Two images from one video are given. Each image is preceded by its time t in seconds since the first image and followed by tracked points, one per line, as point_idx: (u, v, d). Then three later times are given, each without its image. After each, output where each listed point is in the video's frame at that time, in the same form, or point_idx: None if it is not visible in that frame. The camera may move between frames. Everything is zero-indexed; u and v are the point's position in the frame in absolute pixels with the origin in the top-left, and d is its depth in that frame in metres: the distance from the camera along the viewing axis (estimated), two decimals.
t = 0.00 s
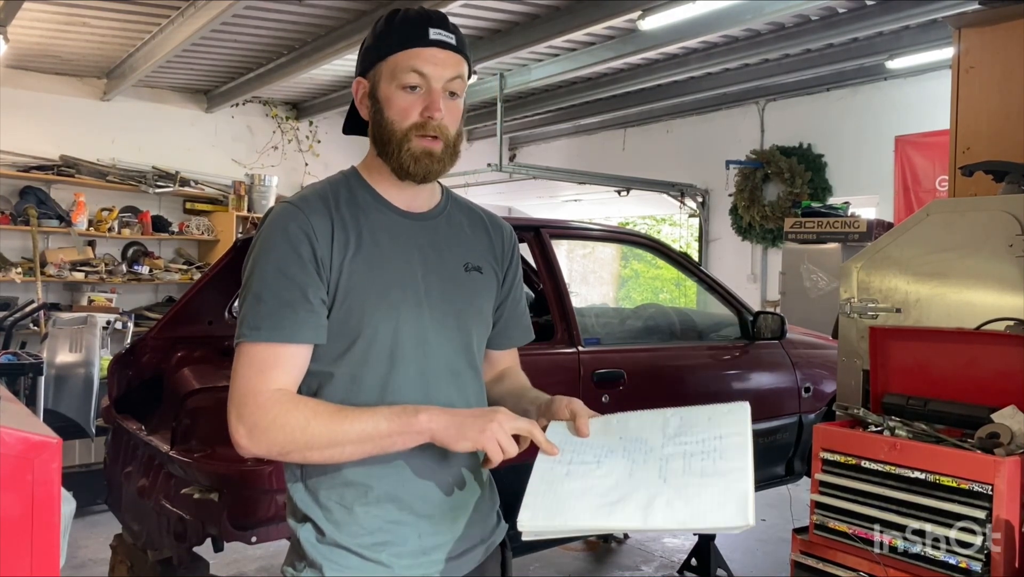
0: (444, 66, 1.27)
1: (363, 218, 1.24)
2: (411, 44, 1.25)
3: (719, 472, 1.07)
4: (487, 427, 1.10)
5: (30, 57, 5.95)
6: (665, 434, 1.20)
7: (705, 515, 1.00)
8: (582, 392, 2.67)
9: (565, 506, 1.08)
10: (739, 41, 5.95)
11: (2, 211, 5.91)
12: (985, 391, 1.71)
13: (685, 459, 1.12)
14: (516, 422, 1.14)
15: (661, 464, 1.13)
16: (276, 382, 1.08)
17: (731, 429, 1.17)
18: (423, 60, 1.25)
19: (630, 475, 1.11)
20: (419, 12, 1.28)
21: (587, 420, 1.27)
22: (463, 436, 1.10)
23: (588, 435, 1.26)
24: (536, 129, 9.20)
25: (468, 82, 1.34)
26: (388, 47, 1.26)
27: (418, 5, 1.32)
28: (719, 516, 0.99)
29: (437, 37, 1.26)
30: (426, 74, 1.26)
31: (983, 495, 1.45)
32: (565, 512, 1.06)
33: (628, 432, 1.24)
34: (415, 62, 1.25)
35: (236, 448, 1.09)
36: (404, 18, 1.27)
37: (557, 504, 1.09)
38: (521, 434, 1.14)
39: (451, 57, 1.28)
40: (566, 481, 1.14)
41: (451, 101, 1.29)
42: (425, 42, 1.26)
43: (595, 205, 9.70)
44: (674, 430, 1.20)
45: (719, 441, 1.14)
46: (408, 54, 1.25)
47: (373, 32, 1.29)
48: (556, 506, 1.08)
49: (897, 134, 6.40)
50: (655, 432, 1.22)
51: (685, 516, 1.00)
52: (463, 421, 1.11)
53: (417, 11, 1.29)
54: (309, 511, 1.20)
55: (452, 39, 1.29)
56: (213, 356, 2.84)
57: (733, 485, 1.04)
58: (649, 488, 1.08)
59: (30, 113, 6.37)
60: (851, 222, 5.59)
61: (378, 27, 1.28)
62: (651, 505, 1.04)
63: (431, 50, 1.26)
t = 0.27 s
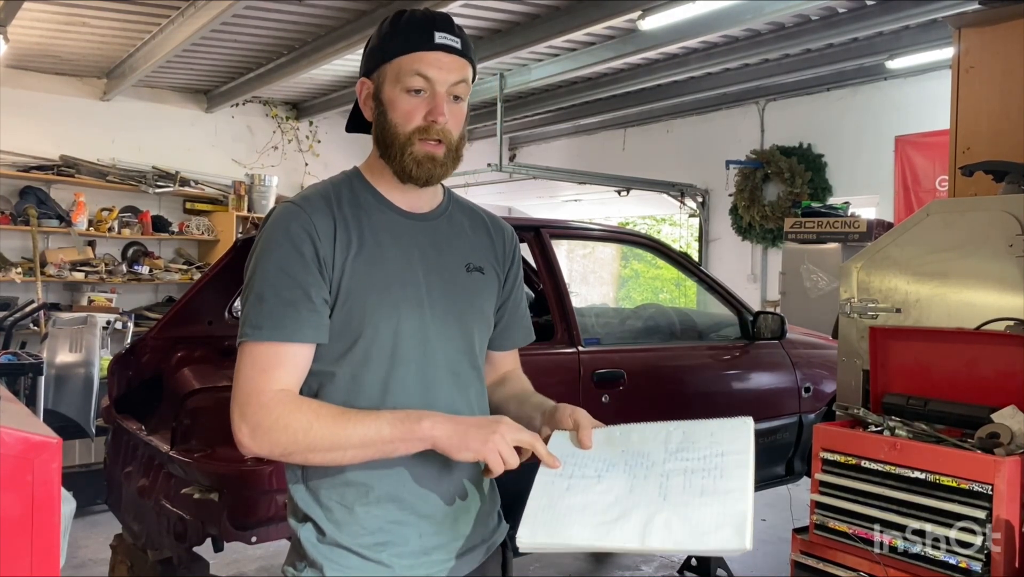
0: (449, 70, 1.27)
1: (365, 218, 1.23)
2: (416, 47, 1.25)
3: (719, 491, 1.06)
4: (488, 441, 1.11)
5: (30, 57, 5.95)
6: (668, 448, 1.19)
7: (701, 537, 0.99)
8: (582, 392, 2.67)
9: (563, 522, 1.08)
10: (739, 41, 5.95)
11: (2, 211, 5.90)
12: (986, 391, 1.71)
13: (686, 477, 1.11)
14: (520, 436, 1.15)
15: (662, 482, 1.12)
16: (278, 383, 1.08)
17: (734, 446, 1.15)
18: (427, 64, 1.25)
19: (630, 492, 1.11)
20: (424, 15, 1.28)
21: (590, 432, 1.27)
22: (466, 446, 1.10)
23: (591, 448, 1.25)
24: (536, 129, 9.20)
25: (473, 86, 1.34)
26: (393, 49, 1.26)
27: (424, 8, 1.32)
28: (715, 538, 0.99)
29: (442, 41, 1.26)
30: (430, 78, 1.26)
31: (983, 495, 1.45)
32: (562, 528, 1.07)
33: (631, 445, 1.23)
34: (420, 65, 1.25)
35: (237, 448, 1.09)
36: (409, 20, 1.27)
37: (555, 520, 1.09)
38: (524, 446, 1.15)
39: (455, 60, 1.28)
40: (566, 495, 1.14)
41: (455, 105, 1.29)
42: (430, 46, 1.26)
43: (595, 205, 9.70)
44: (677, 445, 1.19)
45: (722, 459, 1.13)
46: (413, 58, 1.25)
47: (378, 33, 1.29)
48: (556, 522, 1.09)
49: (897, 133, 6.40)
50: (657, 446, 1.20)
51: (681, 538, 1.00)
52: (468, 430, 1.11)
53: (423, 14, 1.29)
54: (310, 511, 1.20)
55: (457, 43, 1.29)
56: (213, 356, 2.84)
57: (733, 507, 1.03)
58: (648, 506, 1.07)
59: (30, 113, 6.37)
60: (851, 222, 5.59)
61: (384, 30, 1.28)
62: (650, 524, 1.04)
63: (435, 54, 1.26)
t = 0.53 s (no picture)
0: (450, 68, 1.27)
1: (366, 218, 1.23)
2: (417, 45, 1.26)
3: (721, 503, 1.06)
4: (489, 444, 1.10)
5: (30, 57, 5.96)
6: (672, 456, 1.19)
7: (704, 548, 1.00)
8: (582, 391, 2.67)
9: (565, 527, 1.08)
10: (739, 41, 5.96)
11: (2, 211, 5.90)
12: (985, 392, 1.71)
13: (689, 487, 1.11)
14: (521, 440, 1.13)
15: (664, 490, 1.12)
16: (281, 383, 1.08)
17: (738, 458, 1.15)
18: (428, 62, 1.25)
19: (633, 499, 1.11)
20: (425, 14, 1.28)
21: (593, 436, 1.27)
22: (467, 449, 1.10)
23: (594, 452, 1.25)
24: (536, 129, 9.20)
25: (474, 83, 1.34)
26: (394, 48, 1.26)
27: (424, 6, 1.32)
28: (717, 552, 0.99)
29: (443, 39, 1.26)
30: (432, 75, 1.26)
31: (983, 495, 1.45)
32: (564, 533, 1.07)
33: (634, 451, 1.23)
34: (421, 63, 1.25)
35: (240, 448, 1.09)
36: (411, 18, 1.27)
37: (557, 524, 1.09)
38: (525, 449, 1.14)
39: (457, 59, 1.28)
40: (568, 499, 1.14)
41: (456, 102, 1.29)
42: (431, 44, 1.26)
43: (595, 205, 9.70)
44: (681, 453, 1.19)
45: (725, 471, 1.12)
46: (414, 56, 1.25)
47: (379, 32, 1.29)
48: (557, 529, 1.08)
49: (897, 134, 6.40)
50: (661, 452, 1.20)
51: (683, 548, 1.00)
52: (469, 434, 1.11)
53: (424, 12, 1.29)
54: (311, 511, 1.20)
55: (458, 41, 1.29)
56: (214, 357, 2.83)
57: (735, 520, 1.03)
58: (650, 516, 1.07)
59: (30, 113, 6.37)
60: (851, 222, 5.59)
61: (384, 28, 1.28)
62: (652, 533, 1.04)
63: (437, 51, 1.26)
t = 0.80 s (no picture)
0: (451, 69, 1.27)
1: (367, 218, 1.24)
2: (418, 46, 1.26)
3: (725, 486, 1.06)
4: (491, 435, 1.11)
5: (30, 57, 5.96)
6: (674, 446, 1.19)
7: (708, 529, 0.99)
8: (582, 391, 2.67)
9: (569, 515, 1.08)
10: (739, 41, 5.96)
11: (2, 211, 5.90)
12: (985, 391, 1.71)
13: (692, 472, 1.11)
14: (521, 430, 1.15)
15: (668, 477, 1.12)
16: (282, 382, 1.09)
17: (741, 444, 1.15)
18: (429, 63, 1.26)
19: (636, 487, 1.11)
20: (427, 15, 1.28)
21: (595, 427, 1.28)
22: (468, 441, 1.11)
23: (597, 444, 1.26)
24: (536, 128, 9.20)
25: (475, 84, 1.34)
26: (395, 49, 1.26)
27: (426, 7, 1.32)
28: (723, 533, 0.98)
29: (444, 40, 1.26)
30: (432, 77, 1.26)
31: (983, 495, 1.45)
32: (568, 519, 1.07)
33: (637, 442, 1.23)
34: (422, 65, 1.25)
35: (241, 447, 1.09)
36: (411, 19, 1.27)
37: (560, 513, 1.09)
38: (525, 440, 1.15)
39: (458, 60, 1.28)
40: (572, 488, 1.14)
41: (457, 103, 1.29)
42: (432, 45, 1.26)
43: (595, 205, 9.70)
44: (684, 442, 1.19)
45: (728, 456, 1.13)
46: (415, 57, 1.26)
47: (380, 33, 1.29)
48: (560, 514, 1.08)
49: (897, 134, 6.41)
50: (664, 441, 1.21)
51: (687, 530, 1.00)
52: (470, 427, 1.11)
53: (424, 12, 1.29)
54: (312, 511, 1.20)
55: (459, 42, 1.29)
56: (214, 357, 2.83)
57: (740, 502, 1.02)
58: (654, 501, 1.07)
59: (30, 112, 6.37)
60: (850, 222, 5.59)
61: (385, 29, 1.28)
62: (656, 517, 1.04)
63: (437, 52, 1.26)
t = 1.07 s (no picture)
0: (446, 71, 1.27)
1: (367, 218, 1.24)
2: (413, 48, 1.26)
3: (722, 487, 1.07)
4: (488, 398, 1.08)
5: (31, 57, 5.96)
6: (673, 444, 1.20)
7: (704, 530, 1.00)
8: (581, 391, 2.67)
9: (564, 508, 1.09)
10: (739, 41, 5.96)
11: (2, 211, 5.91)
12: (984, 391, 1.72)
13: (690, 472, 1.11)
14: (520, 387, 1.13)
15: (665, 475, 1.12)
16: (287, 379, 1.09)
17: (740, 445, 1.16)
18: (424, 66, 1.26)
19: (633, 484, 1.12)
20: (423, 16, 1.28)
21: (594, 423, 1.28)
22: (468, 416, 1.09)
23: (595, 439, 1.26)
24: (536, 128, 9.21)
25: (470, 85, 1.34)
26: (390, 51, 1.26)
27: (422, 8, 1.32)
28: (719, 534, 0.99)
29: (438, 42, 1.26)
30: (428, 79, 1.26)
31: (983, 495, 1.46)
32: (563, 513, 1.08)
33: (636, 438, 1.24)
34: (417, 67, 1.26)
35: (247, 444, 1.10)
36: (407, 20, 1.27)
37: (556, 506, 1.10)
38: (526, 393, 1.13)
39: (453, 62, 1.29)
40: (568, 482, 1.15)
41: (453, 105, 1.29)
42: (427, 47, 1.26)
43: (594, 205, 9.70)
44: (683, 441, 1.20)
45: (728, 457, 1.13)
46: (410, 59, 1.26)
47: (376, 34, 1.29)
48: (556, 507, 1.09)
49: (896, 134, 6.41)
50: (663, 441, 1.21)
51: (683, 530, 1.01)
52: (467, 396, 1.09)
53: (420, 13, 1.29)
54: (312, 510, 1.21)
55: (455, 43, 1.29)
56: (214, 356, 2.84)
57: (737, 504, 1.03)
58: (650, 499, 1.08)
59: (31, 112, 6.37)
60: (850, 222, 5.59)
61: (381, 30, 1.28)
62: (652, 515, 1.05)
63: (432, 55, 1.26)
